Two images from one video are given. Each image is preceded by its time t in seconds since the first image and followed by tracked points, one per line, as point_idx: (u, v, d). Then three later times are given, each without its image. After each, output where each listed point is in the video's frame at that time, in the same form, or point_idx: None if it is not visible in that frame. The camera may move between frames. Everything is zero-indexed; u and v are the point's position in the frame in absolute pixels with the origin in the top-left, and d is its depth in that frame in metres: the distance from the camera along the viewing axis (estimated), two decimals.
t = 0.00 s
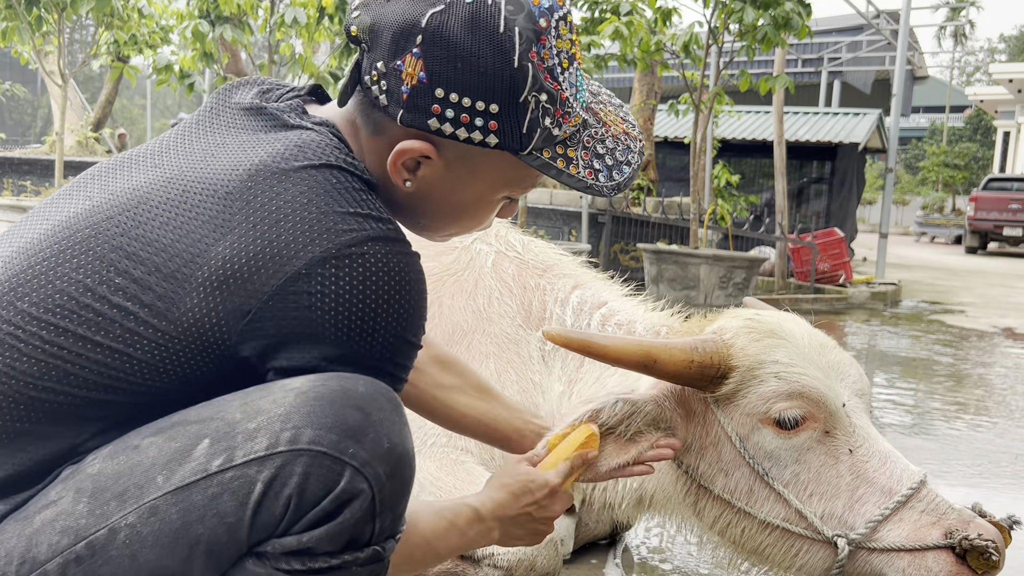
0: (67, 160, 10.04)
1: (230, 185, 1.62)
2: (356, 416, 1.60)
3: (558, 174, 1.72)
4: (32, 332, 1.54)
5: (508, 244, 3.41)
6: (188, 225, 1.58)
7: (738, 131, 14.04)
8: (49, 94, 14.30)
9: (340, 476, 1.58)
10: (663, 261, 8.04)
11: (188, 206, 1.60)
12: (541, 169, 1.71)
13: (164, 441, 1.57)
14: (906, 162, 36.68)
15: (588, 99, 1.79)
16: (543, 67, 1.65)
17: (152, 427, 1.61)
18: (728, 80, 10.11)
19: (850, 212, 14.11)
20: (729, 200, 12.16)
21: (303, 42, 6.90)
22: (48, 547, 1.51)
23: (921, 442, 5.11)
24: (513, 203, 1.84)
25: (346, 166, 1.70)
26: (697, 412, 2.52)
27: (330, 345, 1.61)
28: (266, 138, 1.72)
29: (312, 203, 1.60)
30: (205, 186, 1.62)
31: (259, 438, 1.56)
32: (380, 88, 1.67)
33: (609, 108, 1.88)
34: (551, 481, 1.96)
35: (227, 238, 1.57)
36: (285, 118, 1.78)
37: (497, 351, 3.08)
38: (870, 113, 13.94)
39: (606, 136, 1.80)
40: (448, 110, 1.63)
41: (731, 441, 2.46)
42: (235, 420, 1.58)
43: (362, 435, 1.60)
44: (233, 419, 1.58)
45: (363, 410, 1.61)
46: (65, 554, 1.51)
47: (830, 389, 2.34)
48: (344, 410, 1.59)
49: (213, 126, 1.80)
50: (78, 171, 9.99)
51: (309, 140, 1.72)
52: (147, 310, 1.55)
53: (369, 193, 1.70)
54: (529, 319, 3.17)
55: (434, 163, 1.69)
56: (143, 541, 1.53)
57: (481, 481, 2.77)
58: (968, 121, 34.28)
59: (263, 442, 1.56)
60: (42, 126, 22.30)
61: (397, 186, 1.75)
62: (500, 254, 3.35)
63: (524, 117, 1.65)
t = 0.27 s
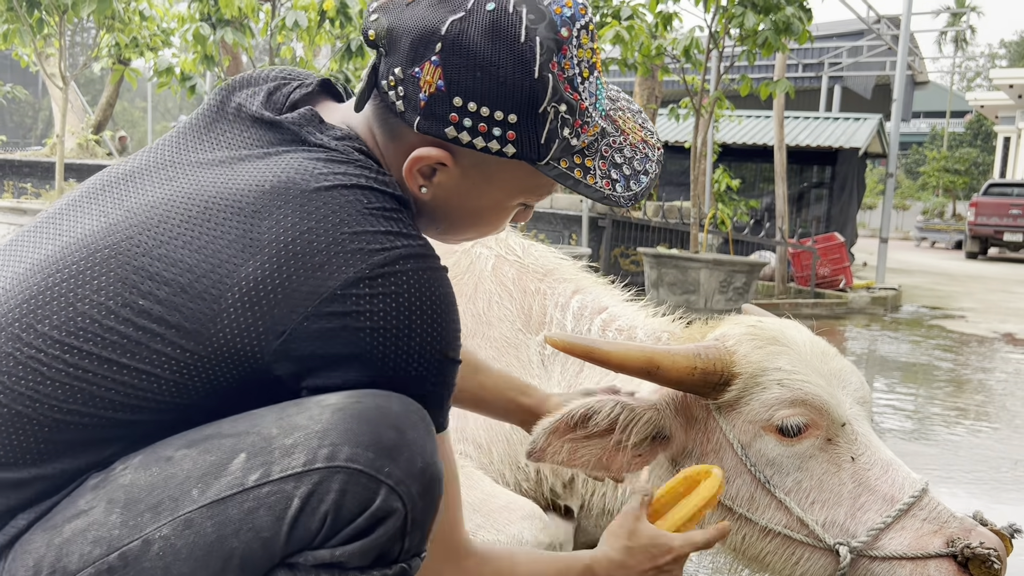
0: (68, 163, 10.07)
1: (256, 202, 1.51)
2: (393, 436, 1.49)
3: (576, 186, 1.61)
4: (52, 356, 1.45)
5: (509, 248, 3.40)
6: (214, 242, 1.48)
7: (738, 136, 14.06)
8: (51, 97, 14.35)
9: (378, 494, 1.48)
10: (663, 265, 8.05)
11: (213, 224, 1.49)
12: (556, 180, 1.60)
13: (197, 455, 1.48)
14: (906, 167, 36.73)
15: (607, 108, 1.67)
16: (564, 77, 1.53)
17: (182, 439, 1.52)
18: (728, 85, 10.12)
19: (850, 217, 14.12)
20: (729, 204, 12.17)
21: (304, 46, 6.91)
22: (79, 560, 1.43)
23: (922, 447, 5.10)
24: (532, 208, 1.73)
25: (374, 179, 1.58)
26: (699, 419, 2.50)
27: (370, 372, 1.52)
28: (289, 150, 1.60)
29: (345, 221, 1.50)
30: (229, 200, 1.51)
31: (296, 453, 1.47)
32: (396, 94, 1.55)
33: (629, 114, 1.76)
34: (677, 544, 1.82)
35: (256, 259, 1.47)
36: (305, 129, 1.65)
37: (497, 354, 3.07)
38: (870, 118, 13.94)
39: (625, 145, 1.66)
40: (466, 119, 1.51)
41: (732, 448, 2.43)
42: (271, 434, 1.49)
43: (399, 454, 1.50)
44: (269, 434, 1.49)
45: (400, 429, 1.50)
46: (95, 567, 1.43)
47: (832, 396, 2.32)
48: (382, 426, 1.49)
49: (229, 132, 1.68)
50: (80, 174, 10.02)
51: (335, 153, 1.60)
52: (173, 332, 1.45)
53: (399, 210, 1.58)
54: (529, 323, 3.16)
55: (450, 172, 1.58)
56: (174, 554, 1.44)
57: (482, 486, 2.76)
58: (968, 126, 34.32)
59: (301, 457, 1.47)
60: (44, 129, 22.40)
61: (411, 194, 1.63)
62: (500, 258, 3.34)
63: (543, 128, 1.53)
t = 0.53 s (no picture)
0: (69, 164, 10.05)
1: (289, 188, 1.52)
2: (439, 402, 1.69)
3: (615, 178, 1.60)
4: (89, 337, 1.47)
5: (509, 249, 3.41)
6: (250, 227, 1.50)
7: (739, 138, 14.05)
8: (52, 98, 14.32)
9: (435, 445, 1.70)
10: (664, 268, 8.04)
11: (248, 210, 1.52)
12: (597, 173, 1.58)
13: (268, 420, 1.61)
14: (907, 170, 36.69)
15: (639, 105, 1.68)
16: (605, 71, 1.53)
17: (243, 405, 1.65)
18: (729, 87, 10.11)
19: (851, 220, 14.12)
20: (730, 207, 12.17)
21: (305, 48, 6.92)
22: (147, 517, 1.57)
23: (923, 450, 5.10)
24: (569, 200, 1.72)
25: (406, 169, 1.59)
26: (702, 422, 2.48)
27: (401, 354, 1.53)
28: (323, 141, 1.62)
29: (376, 206, 1.51)
30: (263, 187, 1.53)
31: (366, 411, 1.64)
32: (439, 89, 1.54)
33: (658, 117, 1.78)
34: (734, 537, 1.86)
35: (287, 242, 1.48)
36: (338, 121, 1.66)
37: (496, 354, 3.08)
38: (872, 121, 13.93)
39: (655, 140, 1.68)
40: (511, 114, 1.50)
41: (736, 450, 2.40)
42: (339, 396, 1.65)
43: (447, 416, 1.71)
44: (336, 398, 1.64)
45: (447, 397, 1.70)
46: (166, 523, 1.57)
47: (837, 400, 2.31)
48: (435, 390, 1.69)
49: (264, 124, 1.71)
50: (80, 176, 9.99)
51: (367, 144, 1.62)
52: (209, 315, 1.48)
53: (431, 196, 1.59)
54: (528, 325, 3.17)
55: (492, 167, 1.57)
56: (247, 505, 1.59)
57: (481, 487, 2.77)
58: (969, 129, 34.27)
59: (371, 415, 1.64)
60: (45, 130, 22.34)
61: (453, 189, 1.63)
62: (500, 259, 3.35)
63: (586, 121, 1.52)
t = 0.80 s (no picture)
0: (71, 168, 10.06)
1: (269, 279, 1.29)
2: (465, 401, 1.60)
3: (634, 264, 1.51)
4: (53, 424, 1.35)
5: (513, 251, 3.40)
6: (217, 318, 1.29)
7: (740, 142, 14.05)
8: (55, 103, 14.36)
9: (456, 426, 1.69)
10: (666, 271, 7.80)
11: (220, 297, 1.30)
12: (616, 259, 1.49)
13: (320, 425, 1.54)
14: (908, 174, 36.69)
15: (665, 180, 1.57)
16: (635, 161, 1.40)
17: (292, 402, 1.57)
18: (731, 91, 10.12)
19: (852, 223, 14.12)
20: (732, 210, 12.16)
21: (307, 52, 6.93)
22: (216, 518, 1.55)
23: (926, 454, 5.08)
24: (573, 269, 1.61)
25: (408, 271, 1.35)
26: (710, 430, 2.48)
27: (379, 492, 1.32)
28: (319, 211, 1.36)
29: (367, 316, 1.27)
30: (235, 266, 1.31)
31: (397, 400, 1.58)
32: (458, 168, 1.38)
33: (682, 181, 1.69)
34: (671, 481, 1.93)
35: (259, 345, 1.27)
36: (341, 191, 1.38)
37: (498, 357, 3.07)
38: (873, 125, 13.94)
39: (681, 217, 1.59)
40: (532, 201, 1.37)
41: (745, 458, 2.42)
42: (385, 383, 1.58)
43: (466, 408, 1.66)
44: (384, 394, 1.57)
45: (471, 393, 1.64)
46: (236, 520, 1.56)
47: (845, 407, 2.30)
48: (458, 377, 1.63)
49: (258, 170, 1.44)
50: (83, 179, 9.99)
51: (371, 230, 1.35)
52: (167, 408, 1.31)
53: (429, 305, 1.36)
54: (531, 327, 3.15)
55: (507, 249, 1.43)
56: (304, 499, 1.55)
57: (485, 489, 2.76)
58: (970, 134, 34.27)
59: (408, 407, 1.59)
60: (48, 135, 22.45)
61: (463, 261, 1.48)
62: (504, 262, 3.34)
63: (610, 210, 1.41)
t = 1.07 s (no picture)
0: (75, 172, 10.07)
1: (269, 301, 1.27)
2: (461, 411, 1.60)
3: (641, 284, 1.50)
4: (40, 441, 1.31)
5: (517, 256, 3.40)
6: (215, 341, 1.27)
7: (743, 146, 14.06)
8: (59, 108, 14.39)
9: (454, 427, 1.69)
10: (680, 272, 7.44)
11: (218, 320, 1.27)
12: (621, 279, 1.48)
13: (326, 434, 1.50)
14: (911, 178, 36.67)
15: (673, 195, 1.58)
16: (638, 179, 1.39)
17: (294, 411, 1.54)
18: (734, 95, 10.12)
19: (856, 227, 14.11)
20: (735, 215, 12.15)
21: (310, 57, 6.93)
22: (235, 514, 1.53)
23: (931, 458, 5.07)
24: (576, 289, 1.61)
25: (407, 294, 1.34)
26: (716, 438, 2.49)
27: (376, 517, 1.31)
28: (320, 231, 1.34)
29: (367, 341, 1.26)
30: (235, 286, 1.28)
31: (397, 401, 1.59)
32: (457, 188, 1.38)
33: (692, 195, 1.69)
34: (564, 496, 1.89)
35: (257, 370, 1.25)
36: (343, 211, 1.37)
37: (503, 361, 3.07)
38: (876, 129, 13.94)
39: (690, 234, 1.59)
40: (531, 222, 1.36)
41: (751, 467, 2.42)
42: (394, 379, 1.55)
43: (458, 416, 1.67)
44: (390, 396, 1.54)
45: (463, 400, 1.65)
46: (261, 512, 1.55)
47: (851, 415, 2.30)
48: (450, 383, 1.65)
49: (258, 188, 1.42)
50: (86, 184, 10.00)
51: (373, 251, 1.34)
52: (161, 435, 1.28)
53: (428, 329, 1.36)
54: (536, 331, 3.15)
55: (507, 268, 1.43)
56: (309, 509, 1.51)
57: (488, 494, 2.75)
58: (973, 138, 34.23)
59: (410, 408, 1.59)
60: (52, 140, 22.50)
61: (463, 280, 1.48)
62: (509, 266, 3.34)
63: (613, 231, 1.40)
